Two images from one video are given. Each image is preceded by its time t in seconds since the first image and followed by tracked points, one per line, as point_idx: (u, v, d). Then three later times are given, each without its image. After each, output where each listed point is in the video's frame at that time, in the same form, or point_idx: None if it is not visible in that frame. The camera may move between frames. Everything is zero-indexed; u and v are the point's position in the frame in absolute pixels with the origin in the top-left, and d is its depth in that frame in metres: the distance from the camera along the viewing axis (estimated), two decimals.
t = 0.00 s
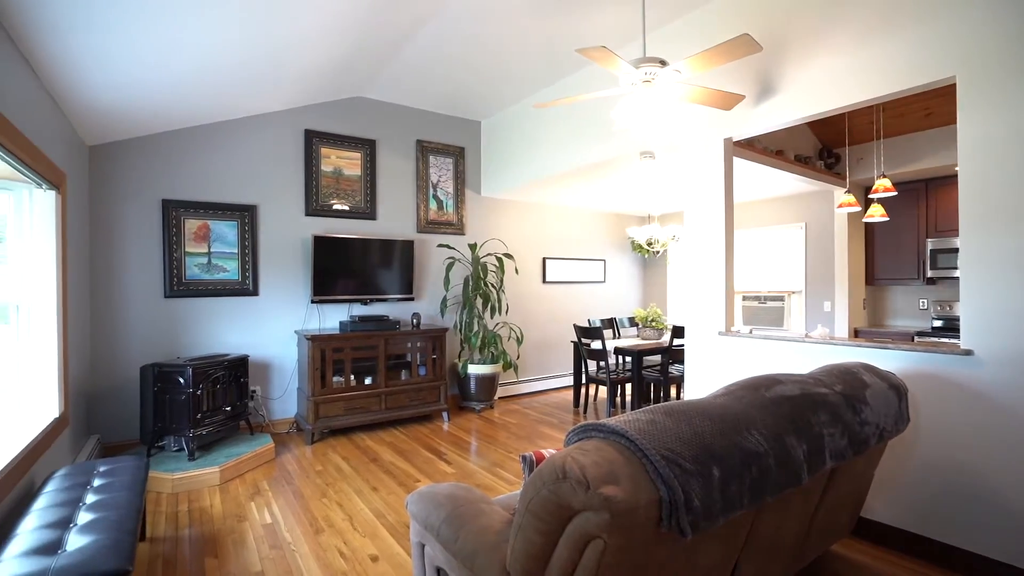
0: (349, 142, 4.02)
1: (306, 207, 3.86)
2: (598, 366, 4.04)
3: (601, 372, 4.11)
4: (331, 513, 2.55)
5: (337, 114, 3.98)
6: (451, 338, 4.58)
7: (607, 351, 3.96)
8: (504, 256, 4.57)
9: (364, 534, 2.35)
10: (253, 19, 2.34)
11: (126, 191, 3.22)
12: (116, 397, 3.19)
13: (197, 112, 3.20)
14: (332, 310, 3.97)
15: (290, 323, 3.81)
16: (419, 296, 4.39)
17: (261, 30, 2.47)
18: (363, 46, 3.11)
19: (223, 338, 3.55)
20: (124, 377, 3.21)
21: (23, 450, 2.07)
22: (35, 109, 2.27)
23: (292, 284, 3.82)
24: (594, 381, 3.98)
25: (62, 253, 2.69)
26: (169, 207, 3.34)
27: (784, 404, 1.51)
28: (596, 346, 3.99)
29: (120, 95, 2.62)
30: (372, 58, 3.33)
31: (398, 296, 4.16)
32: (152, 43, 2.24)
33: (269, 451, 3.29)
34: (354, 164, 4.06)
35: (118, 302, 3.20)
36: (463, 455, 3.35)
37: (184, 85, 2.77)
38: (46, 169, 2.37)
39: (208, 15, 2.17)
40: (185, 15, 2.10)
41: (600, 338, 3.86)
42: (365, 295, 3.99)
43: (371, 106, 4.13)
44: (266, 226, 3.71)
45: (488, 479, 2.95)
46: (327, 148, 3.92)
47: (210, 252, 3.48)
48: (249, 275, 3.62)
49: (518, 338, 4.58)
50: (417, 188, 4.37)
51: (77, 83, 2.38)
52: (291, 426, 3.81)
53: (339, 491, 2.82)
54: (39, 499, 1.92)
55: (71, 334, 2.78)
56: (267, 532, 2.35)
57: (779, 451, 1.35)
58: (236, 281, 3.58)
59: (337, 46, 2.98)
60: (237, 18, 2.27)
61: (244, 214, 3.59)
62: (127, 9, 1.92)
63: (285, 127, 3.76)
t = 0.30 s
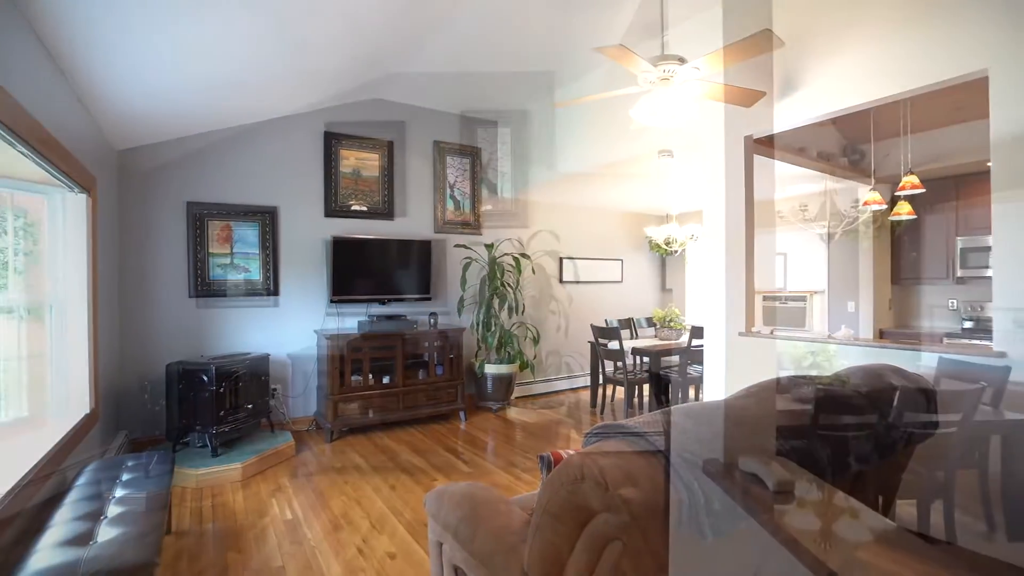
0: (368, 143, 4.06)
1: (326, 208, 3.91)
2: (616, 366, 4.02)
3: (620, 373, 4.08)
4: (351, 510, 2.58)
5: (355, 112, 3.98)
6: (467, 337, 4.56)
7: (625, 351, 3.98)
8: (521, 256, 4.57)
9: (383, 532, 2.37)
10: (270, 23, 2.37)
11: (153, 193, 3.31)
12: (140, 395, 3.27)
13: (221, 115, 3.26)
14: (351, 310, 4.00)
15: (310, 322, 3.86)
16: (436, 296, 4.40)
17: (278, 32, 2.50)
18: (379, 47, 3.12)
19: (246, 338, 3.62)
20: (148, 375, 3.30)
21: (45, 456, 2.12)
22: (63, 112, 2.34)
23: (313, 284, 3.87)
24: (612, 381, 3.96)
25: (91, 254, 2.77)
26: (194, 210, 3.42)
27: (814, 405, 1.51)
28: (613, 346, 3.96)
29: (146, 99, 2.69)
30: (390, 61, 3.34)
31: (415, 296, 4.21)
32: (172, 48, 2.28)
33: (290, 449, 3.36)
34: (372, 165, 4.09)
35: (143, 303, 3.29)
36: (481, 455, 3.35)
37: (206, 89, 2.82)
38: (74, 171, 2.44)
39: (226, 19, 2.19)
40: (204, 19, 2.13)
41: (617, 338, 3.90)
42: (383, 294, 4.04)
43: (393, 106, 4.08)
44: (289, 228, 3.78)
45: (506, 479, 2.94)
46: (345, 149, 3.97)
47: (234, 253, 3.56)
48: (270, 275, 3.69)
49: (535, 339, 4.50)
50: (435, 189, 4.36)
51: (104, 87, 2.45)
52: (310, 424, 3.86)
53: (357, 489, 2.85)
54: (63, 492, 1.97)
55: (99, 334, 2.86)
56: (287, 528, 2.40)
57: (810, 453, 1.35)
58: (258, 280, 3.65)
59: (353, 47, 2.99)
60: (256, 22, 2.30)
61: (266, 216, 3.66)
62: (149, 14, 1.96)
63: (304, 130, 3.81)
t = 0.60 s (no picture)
0: (392, 127, 3.46)
1: (347, 210, 3.40)
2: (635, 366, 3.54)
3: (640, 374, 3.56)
4: (371, 506, 2.64)
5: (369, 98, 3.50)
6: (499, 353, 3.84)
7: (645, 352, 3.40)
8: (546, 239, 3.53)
9: (399, 531, 2.37)
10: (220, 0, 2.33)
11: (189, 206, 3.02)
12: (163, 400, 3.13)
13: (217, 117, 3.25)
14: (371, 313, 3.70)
15: (328, 329, 3.42)
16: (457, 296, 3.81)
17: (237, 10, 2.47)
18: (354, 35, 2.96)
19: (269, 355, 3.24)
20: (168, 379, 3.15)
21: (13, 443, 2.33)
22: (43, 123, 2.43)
23: (332, 292, 3.42)
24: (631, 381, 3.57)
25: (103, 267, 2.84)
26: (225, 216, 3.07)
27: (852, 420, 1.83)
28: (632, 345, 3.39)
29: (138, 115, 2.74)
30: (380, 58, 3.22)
31: (436, 296, 3.80)
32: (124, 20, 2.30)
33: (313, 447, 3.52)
34: (396, 153, 3.46)
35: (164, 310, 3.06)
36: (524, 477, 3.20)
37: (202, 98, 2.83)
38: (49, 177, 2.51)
39: None
40: None
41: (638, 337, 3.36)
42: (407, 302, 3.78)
43: (410, 102, 3.47)
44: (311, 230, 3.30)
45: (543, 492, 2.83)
46: (367, 142, 3.43)
47: (259, 258, 3.13)
48: (293, 282, 3.23)
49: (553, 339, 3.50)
50: (456, 185, 3.52)
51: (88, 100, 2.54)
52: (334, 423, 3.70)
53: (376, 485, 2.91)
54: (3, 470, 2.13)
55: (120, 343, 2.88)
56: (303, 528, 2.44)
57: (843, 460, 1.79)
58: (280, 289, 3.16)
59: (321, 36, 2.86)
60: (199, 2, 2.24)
61: (290, 219, 3.22)
62: None
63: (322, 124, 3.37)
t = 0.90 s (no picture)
0: (411, 129, 3.65)
1: (364, 210, 3.68)
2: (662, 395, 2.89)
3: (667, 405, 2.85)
4: (381, 508, 2.74)
5: (389, 104, 3.69)
6: (517, 354, 3.59)
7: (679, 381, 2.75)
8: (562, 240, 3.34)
9: (415, 533, 2.44)
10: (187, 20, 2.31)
11: (211, 213, 3.78)
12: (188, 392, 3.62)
13: (235, 129, 3.40)
14: (391, 318, 3.69)
15: (346, 331, 3.71)
16: (489, 305, 3.61)
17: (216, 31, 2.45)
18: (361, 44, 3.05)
19: (285, 347, 3.74)
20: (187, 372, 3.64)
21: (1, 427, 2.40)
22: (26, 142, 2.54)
23: (353, 290, 3.71)
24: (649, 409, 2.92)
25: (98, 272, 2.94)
26: (245, 222, 3.73)
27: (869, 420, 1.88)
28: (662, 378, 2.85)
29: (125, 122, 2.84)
30: (380, 65, 3.36)
31: (457, 306, 3.53)
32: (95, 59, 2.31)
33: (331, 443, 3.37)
34: (414, 154, 3.67)
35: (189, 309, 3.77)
36: (542, 478, 3.17)
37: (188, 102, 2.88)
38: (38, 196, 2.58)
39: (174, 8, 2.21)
40: (138, 14, 2.16)
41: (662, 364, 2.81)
42: (426, 306, 3.55)
43: (427, 105, 3.67)
44: (328, 230, 3.73)
45: (560, 497, 2.87)
46: (385, 141, 3.67)
47: (276, 260, 3.73)
48: (309, 285, 3.70)
49: (571, 335, 3.20)
50: (494, 171, 3.62)
51: (74, 120, 2.63)
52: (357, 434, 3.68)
53: (389, 494, 2.93)
54: None
55: (109, 336, 3.06)
56: (321, 528, 2.52)
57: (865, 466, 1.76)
58: (298, 291, 3.72)
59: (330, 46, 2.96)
60: (209, 14, 2.32)
61: (304, 220, 3.70)
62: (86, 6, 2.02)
63: (343, 129, 3.71)
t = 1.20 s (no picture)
0: (426, 130, 3.67)
1: (380, 211, 3.71)
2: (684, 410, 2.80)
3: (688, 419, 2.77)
4: (396, 507, 2.76)
5: (406, 106, 3.72)
6: (533, 353, 3.59)
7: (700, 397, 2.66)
8: (578, 240, 3.31)
9: (430, 532, 2.46)
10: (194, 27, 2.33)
11: (232, 215, 3.86)
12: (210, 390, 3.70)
13: (254, 132, 3.46)
14: (408, 318, 3.72)
15: (364, 331, 3.75)
16: (505, 305, 3.62)
17: (226, 37, 2.47)
18: (377, 46, 3.08)
19: (304, 347, 3.80)
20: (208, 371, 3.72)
21: (23, 427, 2.52)
22: (44, 148, 2.62)
23: (370, 291, 3.74)
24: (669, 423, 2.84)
25: (115, 275, 3.02)
26: (264, 223, 3.80)
27: (893, 423, 1.78)
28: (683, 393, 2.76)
29: (139, 127, 2.90)
30: (393, 66, 3.38)
31: (474, 306, 3.54)
32: (104, 67, 2.36)
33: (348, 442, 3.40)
34: (430, 155, 3.69)
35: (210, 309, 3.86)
36: (557, 479, 3.15)
37: (199, 107, 2.92)
38: (55, 202, 2.65)
39: (193, 12, 2.25)
40: (154, 20, 2.21)
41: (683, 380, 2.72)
42: (443, 306, 3.57)
43: (443, 106, 3.69)
44: (345, 231, 3.77)
45: (574, 497, 2.87)
46: (401, 142, 3.70)
47: (295, 261, 3.79)
48: (327, 285, 3.75)
49: (587, 338, 3.16)
50: (509, 172, 3.63)
51: (97, 124, 2.72)
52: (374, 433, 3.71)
53: (404, 493, 2.95)
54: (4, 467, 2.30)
55: (133, 336, 3.15)
56: (338, 526, 2.55)
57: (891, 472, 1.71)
58: (316, 291, 3.77)
59: (345, 48, 2.98)
60: (226, 18, 2.36)
61: (322, 221, 3.74)
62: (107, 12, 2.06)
63: (360, 131, 3.74)
